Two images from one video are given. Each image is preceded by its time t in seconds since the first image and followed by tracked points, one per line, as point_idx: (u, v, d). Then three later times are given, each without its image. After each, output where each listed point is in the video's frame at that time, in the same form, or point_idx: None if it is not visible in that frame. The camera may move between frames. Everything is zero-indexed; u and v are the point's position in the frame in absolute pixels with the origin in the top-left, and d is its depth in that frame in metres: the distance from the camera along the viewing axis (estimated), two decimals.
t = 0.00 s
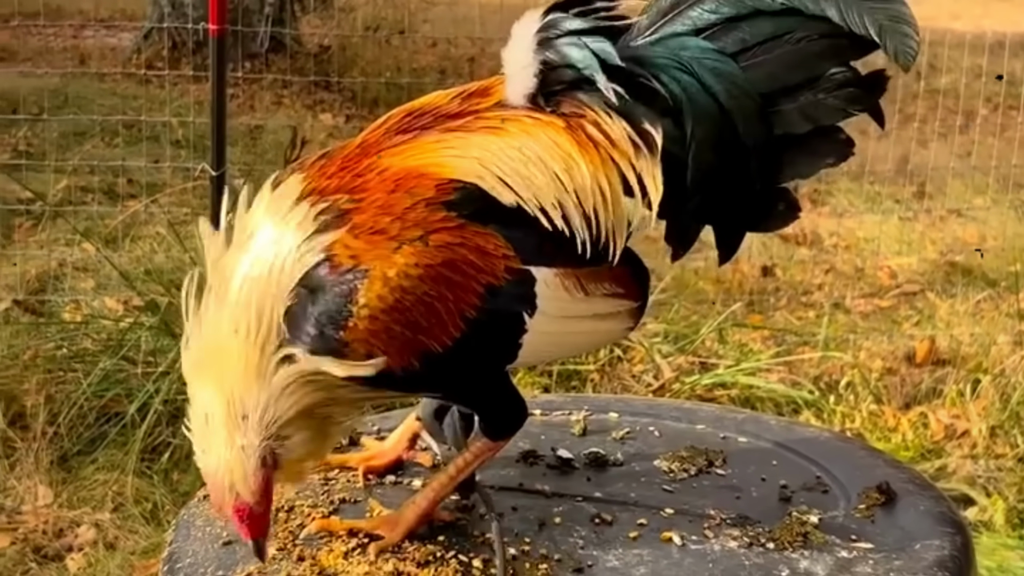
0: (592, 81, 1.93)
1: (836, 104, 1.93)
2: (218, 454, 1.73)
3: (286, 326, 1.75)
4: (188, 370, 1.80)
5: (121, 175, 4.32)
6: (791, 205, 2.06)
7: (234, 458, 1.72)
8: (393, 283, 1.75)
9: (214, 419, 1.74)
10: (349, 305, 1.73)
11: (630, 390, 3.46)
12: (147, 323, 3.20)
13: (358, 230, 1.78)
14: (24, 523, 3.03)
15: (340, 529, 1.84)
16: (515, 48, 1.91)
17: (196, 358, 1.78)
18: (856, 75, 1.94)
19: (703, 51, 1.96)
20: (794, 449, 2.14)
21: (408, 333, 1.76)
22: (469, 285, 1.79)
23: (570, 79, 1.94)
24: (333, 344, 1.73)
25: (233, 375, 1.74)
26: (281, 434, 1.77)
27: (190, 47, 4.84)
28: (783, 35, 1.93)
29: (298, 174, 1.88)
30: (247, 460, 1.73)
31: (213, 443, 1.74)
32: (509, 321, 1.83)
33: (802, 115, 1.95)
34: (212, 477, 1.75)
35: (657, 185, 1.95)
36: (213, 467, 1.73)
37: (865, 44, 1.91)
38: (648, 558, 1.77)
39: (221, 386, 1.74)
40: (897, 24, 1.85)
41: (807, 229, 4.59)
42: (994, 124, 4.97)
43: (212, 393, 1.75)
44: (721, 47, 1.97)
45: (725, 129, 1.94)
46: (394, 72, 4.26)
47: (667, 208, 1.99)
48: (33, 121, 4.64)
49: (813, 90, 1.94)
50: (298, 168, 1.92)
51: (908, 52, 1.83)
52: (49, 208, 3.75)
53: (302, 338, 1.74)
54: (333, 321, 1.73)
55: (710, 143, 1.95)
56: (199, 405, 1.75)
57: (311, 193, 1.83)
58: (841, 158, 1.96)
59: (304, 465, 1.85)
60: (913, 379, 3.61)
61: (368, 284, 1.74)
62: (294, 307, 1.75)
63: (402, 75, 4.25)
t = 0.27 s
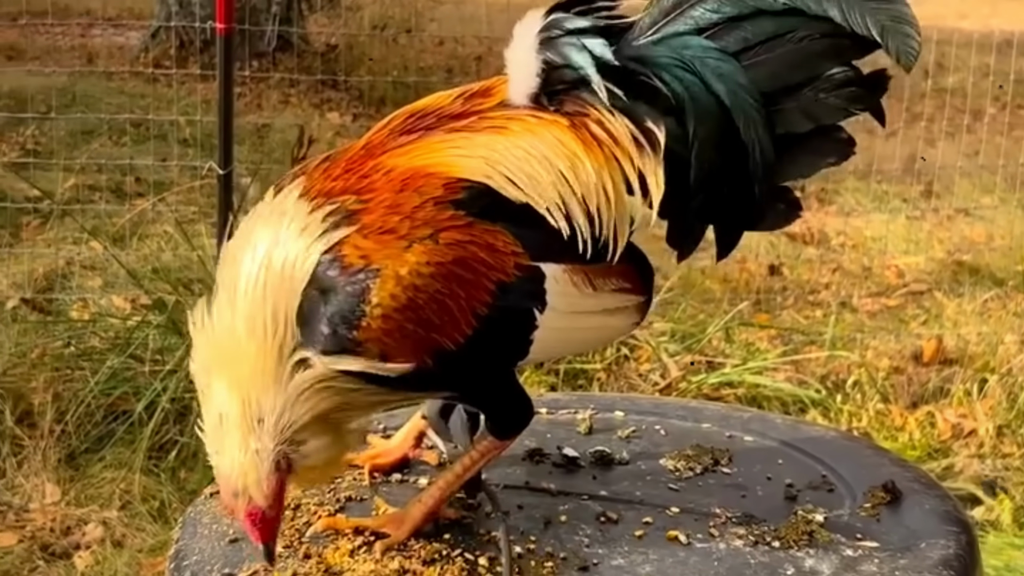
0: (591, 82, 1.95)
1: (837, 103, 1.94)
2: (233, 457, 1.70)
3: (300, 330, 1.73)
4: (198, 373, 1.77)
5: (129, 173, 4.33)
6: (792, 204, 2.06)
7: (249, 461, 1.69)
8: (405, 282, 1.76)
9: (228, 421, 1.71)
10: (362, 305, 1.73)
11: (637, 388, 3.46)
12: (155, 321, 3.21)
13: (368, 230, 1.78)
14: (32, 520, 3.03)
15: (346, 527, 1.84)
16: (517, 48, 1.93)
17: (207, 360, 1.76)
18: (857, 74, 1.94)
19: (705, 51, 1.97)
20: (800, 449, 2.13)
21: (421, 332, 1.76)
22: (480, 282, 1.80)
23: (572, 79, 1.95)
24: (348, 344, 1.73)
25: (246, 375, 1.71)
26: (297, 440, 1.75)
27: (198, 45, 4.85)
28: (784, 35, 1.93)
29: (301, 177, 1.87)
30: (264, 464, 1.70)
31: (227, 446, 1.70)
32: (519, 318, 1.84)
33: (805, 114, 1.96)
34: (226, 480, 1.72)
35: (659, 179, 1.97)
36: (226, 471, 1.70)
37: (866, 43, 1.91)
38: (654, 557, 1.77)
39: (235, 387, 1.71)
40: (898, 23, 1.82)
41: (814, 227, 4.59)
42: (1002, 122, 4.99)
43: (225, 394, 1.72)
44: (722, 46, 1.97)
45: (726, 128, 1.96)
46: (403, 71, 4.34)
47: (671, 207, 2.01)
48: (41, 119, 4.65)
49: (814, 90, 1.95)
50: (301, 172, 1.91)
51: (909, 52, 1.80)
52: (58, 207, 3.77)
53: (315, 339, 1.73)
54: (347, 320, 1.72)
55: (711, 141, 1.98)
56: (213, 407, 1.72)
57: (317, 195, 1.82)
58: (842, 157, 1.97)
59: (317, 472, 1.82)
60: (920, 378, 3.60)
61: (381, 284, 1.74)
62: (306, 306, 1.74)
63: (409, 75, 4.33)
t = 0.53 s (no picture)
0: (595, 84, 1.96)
1: (841, 103, 1.97)
2: (251, 479, 1.64)
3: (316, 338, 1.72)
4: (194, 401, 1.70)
5: (141, 171, 4.34)
6: (797, 201, 2.08)
7: (270, 480, 1.64)
8: (422, 278, 1.76)
9: (240, 443, 1.64)
10: (381, 301, 1.73)
11: (647, 386, 3.46)
12: (166, 319, 3.22)
13: (382, 226, 1.79)
14: (44, 517, 3.04)
15: (355, 524, 1.85)
16: (526, 43, 1.94)
17: (203, 388, 1.69)
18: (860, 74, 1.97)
19: (711, 51, 1.97)
20: (809, 446, 2.13)
21: (439, 328, 1.76)
22: (496, 277, 1.81)
23: (580, 77, 1.96)
24: (367, 340, 1.73)
25: (254, 394, 1.66)
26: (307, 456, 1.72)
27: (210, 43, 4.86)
28: (790, 36, 1.95)
29: (306, 176, 1.88)
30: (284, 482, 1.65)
31: (243, 469, 1.64)
32: (533, 312, 1.85)
33: (809, 114, 1.99)
34: (242, 505, 1.65)
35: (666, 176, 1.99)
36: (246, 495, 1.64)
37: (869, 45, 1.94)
38: (662, 554, 1.78)
39: (244, 408, 1.65)
40: (903, 32, 1.86)
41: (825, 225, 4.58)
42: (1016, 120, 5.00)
43: (234, 417, 1.65)
44: (728, 45, 1.98)
45: (732, 126, 1.98)
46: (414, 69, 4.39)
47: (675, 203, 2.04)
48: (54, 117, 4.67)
49: (819, 90, 1.97)
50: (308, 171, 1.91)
51: (913, 63, 1.85)
52: (70, 205, 3.78)
53: (332, 336, 1.73)
54: (365, 316, 1.73)
55: (716, 139, 2.00)
56: (221, 433, 1.66)
57: (328, 193, 1.83)
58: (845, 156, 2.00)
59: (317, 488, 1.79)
60: (931, 376, 3.59)
61: (399, 279, 1.75)
62: (321, 302, 1.74)
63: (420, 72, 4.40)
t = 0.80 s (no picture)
0: (604, 77, 1.94)
1: (842, 93, 1.98)
2: (251, 417, 1.70)
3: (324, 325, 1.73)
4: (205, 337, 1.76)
5: (149, 169, 4.35)
6: (798, 195, 2.10)
7: (271, 421, 1.70)
8: (434, 281, 1.77)
9: (246, 381, 1.70)
10: (393, 306, 1.74)
11: (655, 385, 3.47)
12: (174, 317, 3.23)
13: (391, 230, 1.78)
14: (52, 515, 3.05)
15: (361, 522, 1.85)
16: (526, 44, 1.91)
17: (218, 325, 1.75)
18: (859, 64, 1.99)
19: (712, 44, 1.98)
20: (815, 445, 2.13)
21: (451, 330, 1.77)
22: (504, 278, 1.81)
23: (583, 74, 1.95)
24: (381, 345, 1.73)
25: (266, 336, 1.71)
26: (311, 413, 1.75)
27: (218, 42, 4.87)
28: (790, 28, 1.97)
29: (312, 177, 1.88)
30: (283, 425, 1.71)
31: (245, 407, 1.70)
32: (542, 311, 1.85)
33: (811, 106, 2.00)
34: (241, 441, 1.71)
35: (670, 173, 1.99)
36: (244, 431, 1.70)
37: (868, 33, 1.96)
38: (668, 551, 1.78)
39: (254, 348, 1.71)
40: (906, 17, 1.90)
41: (833, 225, 4.58)
42: None
43: (243, 355, 1.71)
44: (729, 39, 2.00)
45: (735, 119, 1.98)
46: (422, 68, 4.40)
47: (678, 199, 2.02)
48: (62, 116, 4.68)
49: (820, 80, 1.99)
50: (312, 172, 1.91)
51: (920, 46, 1.88)
52: (78, 203, 3.79)
53: (343, 338, 1.73)
54: (378, 321, 1.73)
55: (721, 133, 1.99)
56: (229, 367, 1.72)
57: (335, 193, 1.83)
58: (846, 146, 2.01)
59: (336, 455, 1.80)
60: (938, 375, 3.59)
61: (411, 285, 1.75)
62: (331, 304, 1.74)
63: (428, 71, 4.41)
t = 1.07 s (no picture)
0: (616, 69, 1.98)
1: (849, 90, 2.02)
2: (269, 436, 1.66)
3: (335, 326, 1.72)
4: (221, 360, 1.73)
5: (161, 167, 4.37)
6: (800, 195, 2.15)
7: (289, 437, 1.66)
8: (447, 280, 1.76)
9: (261, 399, 1.67)
10: (406, 304, 1.73)
11: (666, 383, 3.47)
12: (186, 315, 3.24)
13: (404, 228, 1.78)
14: (65, 511, 3.06)
15: (371, 518, 1.85)
16: (535, 37, 1.94)
17: (229, 343, 1.72)
18: (867, 61, 2.02)
19: (723, 37, 2.00)
20: (825, 442, 2.13)
21: (462, 328, 1.77)
22: (515, 277, 1.82)
23: (594, 67, 1.99)
24: (393, 343, 1.72)
25: (279, 352, 1.69)
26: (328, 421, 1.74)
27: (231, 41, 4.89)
28: (799, 23, 1.99)
29: (320, 172, 1.87)
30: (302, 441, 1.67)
31: (262, 425, 1.67)
32: (552, 309, 1.87)
33: (818, 102, 2.04)
34: (261, 462, 1.67)
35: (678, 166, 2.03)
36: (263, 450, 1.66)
37: (877, 31, 2.00)
38: (676, 548, 1.78)
39: (267, 364, 1.68)
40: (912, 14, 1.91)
41: (845, 224, 4.58)
42: None
43: (255, 371, 1.68)
44: (739, 32, 2.02)
45: (745, 114, 2.01)
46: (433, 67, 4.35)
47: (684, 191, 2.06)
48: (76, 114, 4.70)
49: (828, 77, 2.02)
50: (320, 166, 1.90)
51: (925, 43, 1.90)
52: (91, 201, 3.80)
53: (355, 338, 1.71)
54: (391, 319, 1.72)
55: (729, 126, 2.02)
56: (243, 386, 1.69)
57: (345, 187, 1.82)
58: (852, 143, 2.05)
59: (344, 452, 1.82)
60: (950, 374, 3.58)
61: (423, 283, 1.74)
62: (339, 301, 1.73)
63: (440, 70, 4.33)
